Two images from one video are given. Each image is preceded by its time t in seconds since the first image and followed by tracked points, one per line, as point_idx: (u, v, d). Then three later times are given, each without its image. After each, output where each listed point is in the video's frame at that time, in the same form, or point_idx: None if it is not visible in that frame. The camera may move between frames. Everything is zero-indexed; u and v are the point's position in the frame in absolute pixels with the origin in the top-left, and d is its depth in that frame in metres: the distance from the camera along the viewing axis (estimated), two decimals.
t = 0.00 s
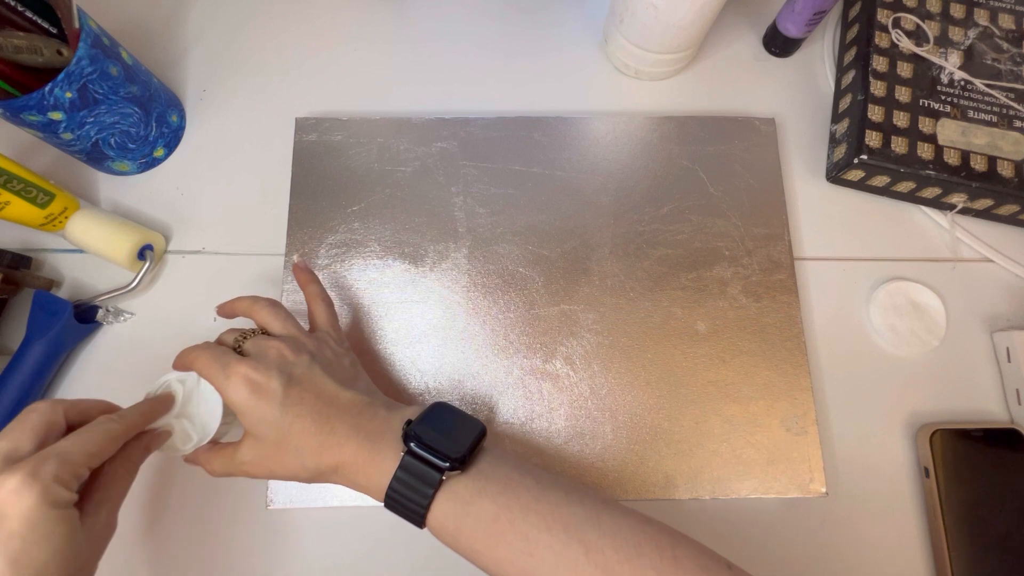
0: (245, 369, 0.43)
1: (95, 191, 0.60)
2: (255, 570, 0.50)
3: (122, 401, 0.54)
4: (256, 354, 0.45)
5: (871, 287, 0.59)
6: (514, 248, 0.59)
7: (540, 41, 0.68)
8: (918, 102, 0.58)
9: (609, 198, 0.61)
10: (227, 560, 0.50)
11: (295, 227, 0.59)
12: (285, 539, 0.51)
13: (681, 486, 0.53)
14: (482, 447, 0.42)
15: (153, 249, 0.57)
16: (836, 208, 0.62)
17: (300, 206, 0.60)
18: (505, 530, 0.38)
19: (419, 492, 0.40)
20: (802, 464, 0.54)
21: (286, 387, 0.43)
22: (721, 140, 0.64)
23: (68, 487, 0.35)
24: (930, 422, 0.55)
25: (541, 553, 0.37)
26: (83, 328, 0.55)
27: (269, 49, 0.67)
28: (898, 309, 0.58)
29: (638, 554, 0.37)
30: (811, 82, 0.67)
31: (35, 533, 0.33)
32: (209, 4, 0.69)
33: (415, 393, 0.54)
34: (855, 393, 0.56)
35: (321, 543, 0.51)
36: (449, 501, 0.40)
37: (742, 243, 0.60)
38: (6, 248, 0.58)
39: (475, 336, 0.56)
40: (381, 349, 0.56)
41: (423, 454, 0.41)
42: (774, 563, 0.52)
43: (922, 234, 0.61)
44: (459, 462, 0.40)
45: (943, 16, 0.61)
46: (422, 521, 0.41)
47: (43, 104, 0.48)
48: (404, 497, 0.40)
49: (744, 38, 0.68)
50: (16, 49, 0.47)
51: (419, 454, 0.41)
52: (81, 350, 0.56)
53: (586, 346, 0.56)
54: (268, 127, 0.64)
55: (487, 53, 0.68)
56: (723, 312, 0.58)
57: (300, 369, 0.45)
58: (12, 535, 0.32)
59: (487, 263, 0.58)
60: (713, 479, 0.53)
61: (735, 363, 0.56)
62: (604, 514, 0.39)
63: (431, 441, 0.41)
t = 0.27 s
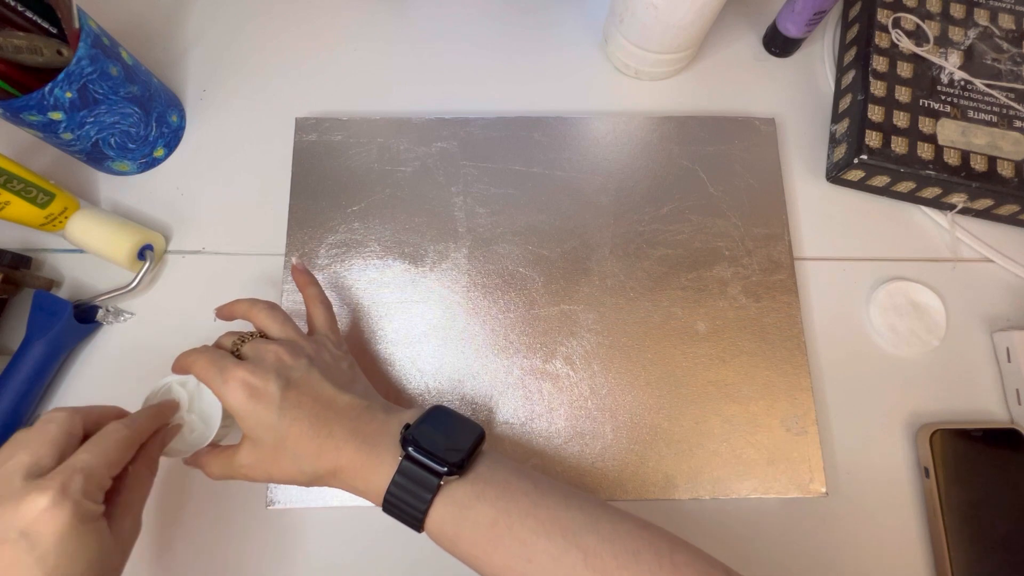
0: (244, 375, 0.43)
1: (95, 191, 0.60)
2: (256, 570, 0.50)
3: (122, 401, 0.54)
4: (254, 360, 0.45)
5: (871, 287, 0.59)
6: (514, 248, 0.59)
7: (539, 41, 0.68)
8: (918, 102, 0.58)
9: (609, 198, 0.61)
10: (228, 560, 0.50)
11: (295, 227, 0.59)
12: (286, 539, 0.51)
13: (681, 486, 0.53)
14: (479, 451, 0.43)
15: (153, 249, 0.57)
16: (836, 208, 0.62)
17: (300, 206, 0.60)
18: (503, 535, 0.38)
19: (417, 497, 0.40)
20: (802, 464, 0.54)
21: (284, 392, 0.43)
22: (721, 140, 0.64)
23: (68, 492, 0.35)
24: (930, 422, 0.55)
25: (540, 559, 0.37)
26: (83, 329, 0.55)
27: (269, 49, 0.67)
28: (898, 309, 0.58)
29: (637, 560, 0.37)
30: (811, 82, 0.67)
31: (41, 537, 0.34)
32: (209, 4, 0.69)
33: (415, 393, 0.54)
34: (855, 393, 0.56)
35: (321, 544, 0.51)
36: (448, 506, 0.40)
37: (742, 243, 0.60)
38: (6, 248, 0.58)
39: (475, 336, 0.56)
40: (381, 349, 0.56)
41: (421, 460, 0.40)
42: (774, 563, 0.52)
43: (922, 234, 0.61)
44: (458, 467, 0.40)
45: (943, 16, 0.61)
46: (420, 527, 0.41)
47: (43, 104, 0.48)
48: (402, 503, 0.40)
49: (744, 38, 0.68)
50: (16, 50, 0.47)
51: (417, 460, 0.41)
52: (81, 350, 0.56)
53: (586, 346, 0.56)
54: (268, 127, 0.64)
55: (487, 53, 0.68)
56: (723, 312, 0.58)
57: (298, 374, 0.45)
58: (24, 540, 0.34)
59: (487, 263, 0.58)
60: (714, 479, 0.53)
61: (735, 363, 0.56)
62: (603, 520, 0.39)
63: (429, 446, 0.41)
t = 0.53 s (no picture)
0: (244, 381, 0.43)
1: (95, 191, 0.60)
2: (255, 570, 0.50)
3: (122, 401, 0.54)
4: (255, 365, 0.45)
5: (872, 288, 0.59)
6: (514, 248, 0.59)
7: (539, 41, 0.68)
8: (918, 102, 0.58)
9: (608, 198, 0.61)
10: (228, 560, 0.51)
11: (295, 227, 0.59)
12: (285, 539, 0.51)
13: (681, 486, 0.53)
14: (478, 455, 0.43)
15: (153, 249, 0.57)
16: (836, 208, 0.62)
17: (300, 206, 0.60)
18: (503, 536, 0.38)
19: (416, 501, 0.40)
20: (802, 464, 0.54)
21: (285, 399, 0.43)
22: (721, 140, 0.64)
23: (67, 492, 0.35)
24: (930, 423, 0.55)
25: (538, 564, 0.37)
26: (83, 329, 0.55)
27: (269, 49, 0.67)
28: (899, 309, 0.58)
29: (637, 561, 0.37)
30: (812, 82, 0.67)
31: (41, 536, 0.34)
32: (209, 4, 0.69)
33: (415, 393, 0.54)
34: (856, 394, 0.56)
35: (320, 544, 0.51)
36: (448, 510, 0.40)
37: (742, 243, 0.60)
38: (6, 247, 0.58)
39: (475, 336, 0.56)
40: (381, 349, 0.56)
41: (419, 464, 0.41)
42: (773, 563, 0.52)
43: (922, 235, 0.61)
44: (457, 473, 0.40)
45: (943, 16, 0.61)
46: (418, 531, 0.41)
47: (43, 104, 0.48)
48: (401, 507, 0.40)
49: (744, 38, 0.68)
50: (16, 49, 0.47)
51: (416, 464, 0.41)
52: (81, 350, 0.56)
53: (585, 346, 0.56)
54: (268, 127, 0.64)
55: (487, 53, 0.68)
56: (723, 312, 0.58)
57: (298, 379, 0.45)
58: (23, 540, 0.34)
59: (487, 263, 0.58)
60: (714, 479, 0.53)
61: (735, 363, 0.56)
62: (601, 524, 0.39)
63: (428, 451, 0.41)
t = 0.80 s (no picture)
0: (234, 373, 0.43)
1: (95, 191, 0.60)
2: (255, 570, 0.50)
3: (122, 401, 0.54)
4: (245, 358, 0.44)
5: (872, 288, 0.59)
6: (514, 248, 0.59)
7: (540, 41, 0.68)
8: (918, 102, 0.58)
9: (609, 198, 0.61)
10: (228, 559, 0.51)
11: (295, 227, 0.59)
12: (285, 539, 0.51)
13: (682, 486, 0.53)
14: (471, 452, 0.43)
15: (153, 249, 0.57)
16: (837, 208, 0.62)
17: (300, 206, 0.60)
18: (502, 535, 0.38)
19: (407, 496, 0.40)
20: (802, 464, 0.54)
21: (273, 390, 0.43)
22: (721, 140, 0.64)
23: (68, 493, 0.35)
24: (931, 423, 0.55)
25: (537, 562, 0.37)
26: (83, 329, 0.55)
27: (269, 49, 0.67)
28: (899, 309, 0.58)
29: (636, 560, 0.37)
30: (812, 82, 0.67)
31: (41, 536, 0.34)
32: (209, 3, 0.69)
33: (415, 393, 0.54)
34: (855, 394, 0.56)
35: (320, 543, 0.51)
36: (446, 508, 0.40)
37: (742, 243, 0.60)
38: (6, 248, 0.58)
39: (475, 336, 0.56)
40: (382, 349, 0.56)
41: (411, 459, 0.41)
42: (773, 563, 0.52)
43: (922, 235, 0.61)
44: (448, 468, 0.40)
45: (943, 16, 0.61)
46: (408, 526, 0.41)
47: (43, 104, 0.48)
48: (392, 502, 0.40)
49: (744, 38, 0.68)
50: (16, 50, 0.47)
51: (408, 459, 0.41)
52: (81, 351, 0.56)
53: (586, 346, 0.56)
54: (268, 127, 0.64)
55: (488, 53, 0.68)
56: (723, 312, 0.58)
57: (289, 373, 0.45)
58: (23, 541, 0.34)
59: (487, 263, 0.58)
60: (714, 479, 0.53)
61: (736, 363, 0.56)
62: (600, 523, 0.39)
63: (420, 446, 0.41)
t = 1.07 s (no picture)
0: (232, 373, 0.43)
1: (95, 191, 0.60)
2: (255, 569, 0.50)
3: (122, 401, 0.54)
4: (243, 358, 0.44)
5: (872, 288, 0.59)
6: (514, 248, 0.59)
7: (540, 40, 0.68)
8: (918, 102, 0.58)
9: (609, 198, 0.61)
10: (228, 559, 0.50)
11: (295, 227, 0.59)
12: (285, 539, 0.51)
13: (682, 486, 0.53)
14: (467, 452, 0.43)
15: (153, 249, 0.57)
16: (837, 207, 0.62)
17: (300, 206, 0.60)
18: (501, 535, 0.38)
19: (403, 496, 0.40)
20: (803, 464, 0.54)
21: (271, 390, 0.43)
22: (721, 140, 0.64)
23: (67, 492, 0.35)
24: (931, 423, 0.55)
25: (536, 562, 0.37)
26: (83, 329, 0.55)
27: (269, 49, 0.67)
28: (899, 309, 0.58)
29: (637, 560, 0.37)
30: (811, 82, 0.67)
31: (40, 537, 0.34)
32: (209, 3, 0.69)
33: (414, 393, 0.54)
34: (856, 394, 0.56)
35: (320, 543, 0.51)
36: (445, 508, 0.40)
37: (742, 243, 0.60)
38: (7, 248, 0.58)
39: (475, 336, 0.56)
40: (382, 349, 0.56)
41: (407, 459, 0.40)
42: (773, 563, 0.52)
43: (922, 235, 0.61)
44: (445, 468, 0.40)
45: (943, 16, 0.61)
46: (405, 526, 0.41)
47: (43, 104, 0.48)
48: (388, 502, 0.40)
49: (744, 38, 0.68)
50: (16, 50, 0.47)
51: (404, 459, 0.40)
52: (81, 350, 0.56)
53: (586, 346, 0.56)
54: (268, 127, 0.64)
55: (488, 53, 0.68)
56: (723, 311, 0.58)
57: (287, 372, 0.45)
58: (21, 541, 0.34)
59: (487, 263, 0.58)
60: (714, 479, 0.53)
61: (736, 363, 0.56)
62: (600, 523, 0.39)
63: (417, 446, 0.41)
